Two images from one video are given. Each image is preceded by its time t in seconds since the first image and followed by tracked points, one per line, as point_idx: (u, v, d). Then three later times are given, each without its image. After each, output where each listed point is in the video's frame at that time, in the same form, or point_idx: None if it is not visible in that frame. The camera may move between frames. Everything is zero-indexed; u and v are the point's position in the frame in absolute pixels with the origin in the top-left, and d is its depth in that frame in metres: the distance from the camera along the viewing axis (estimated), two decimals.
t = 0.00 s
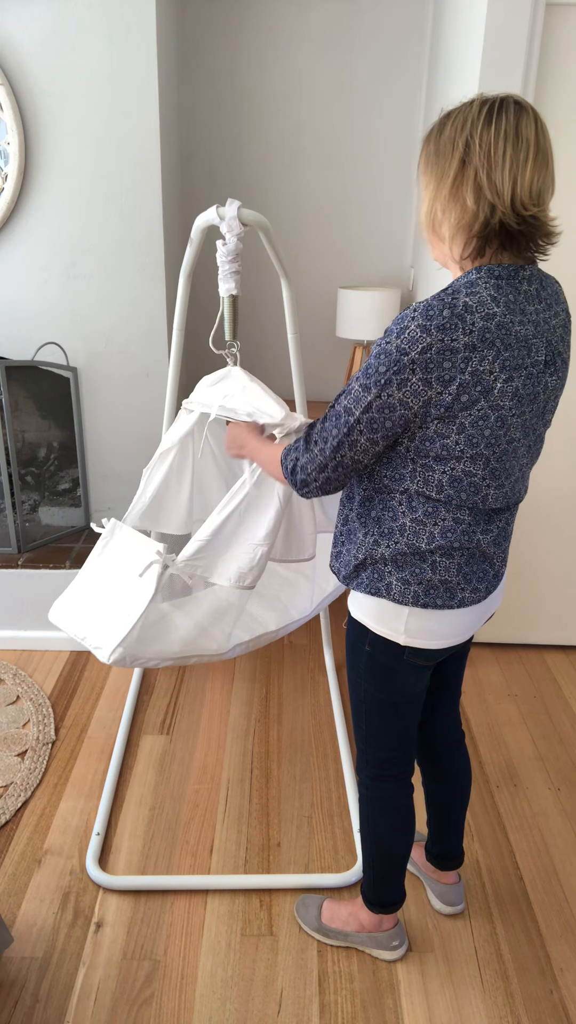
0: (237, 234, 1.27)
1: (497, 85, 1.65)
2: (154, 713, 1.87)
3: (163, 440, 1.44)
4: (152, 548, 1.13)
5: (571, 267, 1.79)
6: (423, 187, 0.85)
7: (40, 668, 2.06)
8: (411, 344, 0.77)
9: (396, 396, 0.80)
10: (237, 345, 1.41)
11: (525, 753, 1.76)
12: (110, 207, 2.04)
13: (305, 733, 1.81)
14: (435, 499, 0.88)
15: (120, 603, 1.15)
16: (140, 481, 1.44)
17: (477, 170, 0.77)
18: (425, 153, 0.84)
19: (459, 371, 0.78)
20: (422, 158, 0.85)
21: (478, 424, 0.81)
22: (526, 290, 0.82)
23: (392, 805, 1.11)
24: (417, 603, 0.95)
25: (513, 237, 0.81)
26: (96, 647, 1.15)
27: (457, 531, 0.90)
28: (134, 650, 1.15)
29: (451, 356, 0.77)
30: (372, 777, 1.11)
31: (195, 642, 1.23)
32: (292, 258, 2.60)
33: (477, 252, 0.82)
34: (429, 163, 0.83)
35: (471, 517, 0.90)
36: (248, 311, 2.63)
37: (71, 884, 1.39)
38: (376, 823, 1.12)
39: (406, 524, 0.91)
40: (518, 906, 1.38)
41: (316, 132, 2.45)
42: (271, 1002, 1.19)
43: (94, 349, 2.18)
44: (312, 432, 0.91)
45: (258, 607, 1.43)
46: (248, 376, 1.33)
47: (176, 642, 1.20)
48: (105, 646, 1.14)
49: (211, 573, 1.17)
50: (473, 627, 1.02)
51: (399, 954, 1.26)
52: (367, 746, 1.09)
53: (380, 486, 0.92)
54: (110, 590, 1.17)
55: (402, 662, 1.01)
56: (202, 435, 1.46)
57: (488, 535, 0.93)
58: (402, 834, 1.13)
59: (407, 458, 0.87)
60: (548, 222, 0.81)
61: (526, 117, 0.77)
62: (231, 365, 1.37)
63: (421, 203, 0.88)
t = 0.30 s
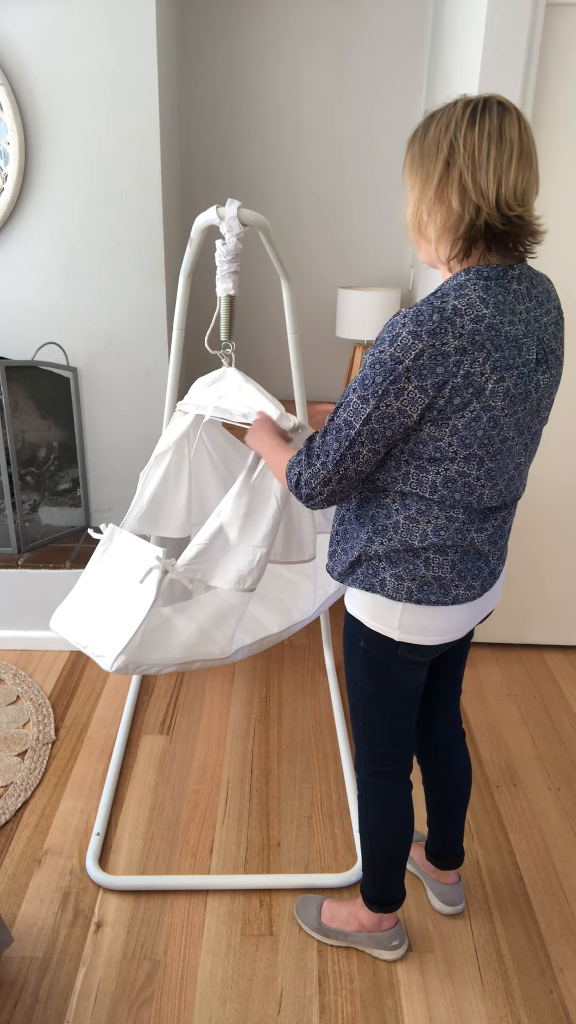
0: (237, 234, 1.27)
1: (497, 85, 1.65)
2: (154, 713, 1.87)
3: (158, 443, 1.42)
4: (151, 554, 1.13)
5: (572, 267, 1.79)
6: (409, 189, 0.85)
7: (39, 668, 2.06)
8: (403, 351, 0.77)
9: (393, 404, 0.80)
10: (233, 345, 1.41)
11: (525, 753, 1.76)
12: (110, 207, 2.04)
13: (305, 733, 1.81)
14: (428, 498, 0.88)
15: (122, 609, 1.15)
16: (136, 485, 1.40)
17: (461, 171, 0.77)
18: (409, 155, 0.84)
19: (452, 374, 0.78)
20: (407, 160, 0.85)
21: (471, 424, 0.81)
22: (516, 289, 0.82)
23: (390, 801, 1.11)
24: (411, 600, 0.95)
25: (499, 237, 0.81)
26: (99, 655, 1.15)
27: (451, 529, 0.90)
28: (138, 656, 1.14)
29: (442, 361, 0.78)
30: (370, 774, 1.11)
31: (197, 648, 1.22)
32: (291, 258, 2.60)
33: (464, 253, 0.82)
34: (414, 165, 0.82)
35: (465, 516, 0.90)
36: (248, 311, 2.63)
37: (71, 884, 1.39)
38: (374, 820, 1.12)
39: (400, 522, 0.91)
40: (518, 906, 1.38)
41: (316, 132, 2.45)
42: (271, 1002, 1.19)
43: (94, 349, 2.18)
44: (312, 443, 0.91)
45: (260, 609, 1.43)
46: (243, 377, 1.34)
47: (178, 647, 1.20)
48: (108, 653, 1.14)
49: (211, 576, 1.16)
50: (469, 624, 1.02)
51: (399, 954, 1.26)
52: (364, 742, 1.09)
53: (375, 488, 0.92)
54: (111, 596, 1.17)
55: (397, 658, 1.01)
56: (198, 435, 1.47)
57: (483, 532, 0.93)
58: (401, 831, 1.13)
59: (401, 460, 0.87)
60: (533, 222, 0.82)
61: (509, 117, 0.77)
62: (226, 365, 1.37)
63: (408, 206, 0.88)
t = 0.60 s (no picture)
0: (237, 234, 1.27)
1: (497, 86, 1.65)
2: (154, 713, 1.87)
3: (160, 448, 1.42)
4: (159, 554, 1.14)
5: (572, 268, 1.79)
6: (403, 193, 0.85)
7: (39, 667, 2.06)
8: (400, 351, 0.77)
9: (391, 403, 0.80)
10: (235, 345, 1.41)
11: (525, 753, 1.76)
12: (110, 207, 2.04)
13: (305, 733, 1.81)
14: (424, 497, 0.88)
15: (130, 609, 1.15)
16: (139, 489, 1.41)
17: (455, 172, 0.77)
18: (402, 159, 0.84)
19: (449, 373, 0.78)
20: (399, 163, 0.85)
21: (467, 424, 0.81)
22: (511, 288, 0.82)
23: (387, 798, 1.11)
24: (407, 598, 0.95)
25: (494, 236, 0.81)
26: (109, 657, 1.15)
27: (446, 528, 0.90)
28: (148, 657, 1.14)
29: (440, 361, 0.77)
30: (367, 770, 1.12)
31: (208, 649, 1.18)
32: (291, 258, 2.60)
33: (460, 253, 0.83)
34: (407, 168, 0.82)
35: (461, 515, 0.90)
36: (248, 312, 2.63)
37: (71, 884, 1.39)
38: (371, 817, 1.12)
39: (395, 520, 0.91)
40: (518, 906, 1.38)
41: (316, 132, 2.45)
42: (271, 1002, 1.19)
43: (94, 349, 2.18)
44: (311, 442, 0.91)
45: (264, 609, 1.44)
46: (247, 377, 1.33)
47: (188, 648, 1.17)
48: (118, 655, 1.14)
49: (219, 575, 1.17)
50: (466, 622, 1.02)
51: (399, 954, 1.26)
52: (361, 739, 1.09)
53: (371, 486, 0.93)
54: (117, 598, 1.18)
55: (392, 655, 1.01)
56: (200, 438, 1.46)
57: (478, 531, 0.93)
58: (399, 828, 1.13)
59: (398, 458, 0.87)
60: (527, 219, 0.82)
61: (500, 117, 0.77)
62: (228, 366, 1.37)
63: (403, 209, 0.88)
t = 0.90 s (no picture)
0: (237, 234, 1.27)
1: (497, 86, 1.65)
2: (154, 713, 1.87)
3: (159, 449, 1.40)
4: (166, 562, 1.13)
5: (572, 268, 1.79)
6: (400, 197, 0.84)
7: (40, 667, 2.06)
8: (399, 351, 0.77)
9: (390, 404, 0.80)
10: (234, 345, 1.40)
11: (525, 753, 1.76)
12: (110, 208, 2.04)
13: (305, 732, 1.81)
14: (420, 495, 0.88)
15: (138, 618, 1.15)
16: (140, 491, 1.36)
17: (455, 175, 0.77)
18: (398, 164, 0.84)
19: (447, 374, 0.78)
20: (395, 168, 0.85)
21: (465, 423, 0.81)
22: (508, 289, 0.82)
23: (384, 796, 1.11)
24: (401, 595, 0.95)
25: (494, 238, 0.81)
26: (117, 668, 1.14)
27: (441, 525, 0.90)
28: (157, 668, 1.13)
29: (438, 361, 0.78)
30: (363, 768, 1.12)
31: (217, 659, 1.18)
32: (291, 258, 2.60)
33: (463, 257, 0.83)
34: (405, 173, 0.82)
35: (457, 512, 0.90)
36: (248, 312, 2.63)
37: (71, 884, 1.39)
38: (369, 814, 1.12)
39: (391, 518, 0.91)
40: (518, 906, 1.38)
41: (316, 132, 2.45)
42: (271, 1002, 1.19)
43: (94, 350, 2.18)
44: (312, 445, 0.90)
45: (274, 617, 1.44)
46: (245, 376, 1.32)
47: (198, 657, 1.16)
48: (126, 666, 1.13)
49: (227, 578, 1.17)
50: (461, 620, 1.02)
51: (399, 954, 1.26)
52: (357, 736, 1.09)
53: (369, 486, 0.92)
54: (125, 605, 1.17)
55: (388, 652, 1.00)
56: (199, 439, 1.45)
57: (473, 529, 0.93)
58: (397, 825, 1.13)
59: (395, 458, 0.87)
60: (526, 220, 0.82)
61: (496, 118, 0.78)
62: (227, 366, 1.36)
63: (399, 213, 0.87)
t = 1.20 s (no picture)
0: (237, 234, 1.26)
1: (497, 86, 1.65)
2: (154, 713, 1.87)
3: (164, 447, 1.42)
4: (161, 560, 1.14)
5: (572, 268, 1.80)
6: (406, 201, 0.84)
7: (40, 667, 2.06)
8: (409, 364, 0.78)
9: (399, 416, 0.81)
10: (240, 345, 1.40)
11: (525, 753, 1.76)
12: (109, 208, 2.04)
13: (305, 732, 1.81)
14: (425, 498, 0.89)
15: (131, 613, 1.15)
16: (142, 489, 1.41)
17: (464, 181, 0.77)
18: (404, 168, 0.83)
19: (456, 385, 0.79)
20: (400, 171, 0.85)
21: (472, 431, 0.82)
22: (514, 294, 0.82)
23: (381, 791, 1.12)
24: (403, 592, 0.95)
25: (503, 243, 0.82)
26: (107, 662, 1.15)
27: (444, 526, 0.90)
28: (146, 664, 1.15)
29: (447, 372, 0.78)
30: (361, 763, 1.12)
31: (207, 656, 1.19)
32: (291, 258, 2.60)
33: (471, 262, 0.83)
34: (411, 177, 0.82)
35: (461, 514, 0.90)
36: (248, 312, 2.63)
37: (71, 884, 1.39)
38: (366, 808, 1.12)
39: (395, 518, 0.91)
40: (518, 906, 1.38)
41: (316, 132, 2.45)
42: (271, 1002, 1.19)
43: (94, 350, 2.18)
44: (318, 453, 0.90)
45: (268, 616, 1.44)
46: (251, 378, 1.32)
47: (188, 656, 1.18)
48: (116, 661, 1.14)
49: (222, 580, 1.15)
50: (462, 617, 1.03)
51: (399, 954, 1.26)
52: (356, 733, 1.09)
53: (374, 489, 0.93)
54: (121, 601, 1.18)
55: (389, 649, 1.00)
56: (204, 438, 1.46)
57: (476, 529, 0.93)
58: (396, 822, 1.13)
59: (401, 463, 0.88)
60: (532, 224, 0.83)
61: (503, 122, 0.78)
62: (234, 366, 1.37)
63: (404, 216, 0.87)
